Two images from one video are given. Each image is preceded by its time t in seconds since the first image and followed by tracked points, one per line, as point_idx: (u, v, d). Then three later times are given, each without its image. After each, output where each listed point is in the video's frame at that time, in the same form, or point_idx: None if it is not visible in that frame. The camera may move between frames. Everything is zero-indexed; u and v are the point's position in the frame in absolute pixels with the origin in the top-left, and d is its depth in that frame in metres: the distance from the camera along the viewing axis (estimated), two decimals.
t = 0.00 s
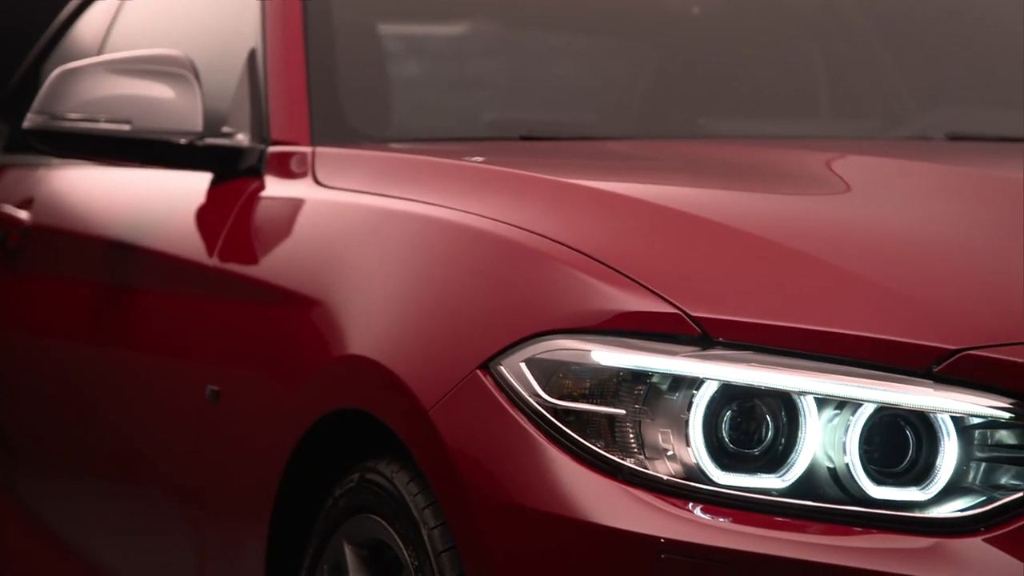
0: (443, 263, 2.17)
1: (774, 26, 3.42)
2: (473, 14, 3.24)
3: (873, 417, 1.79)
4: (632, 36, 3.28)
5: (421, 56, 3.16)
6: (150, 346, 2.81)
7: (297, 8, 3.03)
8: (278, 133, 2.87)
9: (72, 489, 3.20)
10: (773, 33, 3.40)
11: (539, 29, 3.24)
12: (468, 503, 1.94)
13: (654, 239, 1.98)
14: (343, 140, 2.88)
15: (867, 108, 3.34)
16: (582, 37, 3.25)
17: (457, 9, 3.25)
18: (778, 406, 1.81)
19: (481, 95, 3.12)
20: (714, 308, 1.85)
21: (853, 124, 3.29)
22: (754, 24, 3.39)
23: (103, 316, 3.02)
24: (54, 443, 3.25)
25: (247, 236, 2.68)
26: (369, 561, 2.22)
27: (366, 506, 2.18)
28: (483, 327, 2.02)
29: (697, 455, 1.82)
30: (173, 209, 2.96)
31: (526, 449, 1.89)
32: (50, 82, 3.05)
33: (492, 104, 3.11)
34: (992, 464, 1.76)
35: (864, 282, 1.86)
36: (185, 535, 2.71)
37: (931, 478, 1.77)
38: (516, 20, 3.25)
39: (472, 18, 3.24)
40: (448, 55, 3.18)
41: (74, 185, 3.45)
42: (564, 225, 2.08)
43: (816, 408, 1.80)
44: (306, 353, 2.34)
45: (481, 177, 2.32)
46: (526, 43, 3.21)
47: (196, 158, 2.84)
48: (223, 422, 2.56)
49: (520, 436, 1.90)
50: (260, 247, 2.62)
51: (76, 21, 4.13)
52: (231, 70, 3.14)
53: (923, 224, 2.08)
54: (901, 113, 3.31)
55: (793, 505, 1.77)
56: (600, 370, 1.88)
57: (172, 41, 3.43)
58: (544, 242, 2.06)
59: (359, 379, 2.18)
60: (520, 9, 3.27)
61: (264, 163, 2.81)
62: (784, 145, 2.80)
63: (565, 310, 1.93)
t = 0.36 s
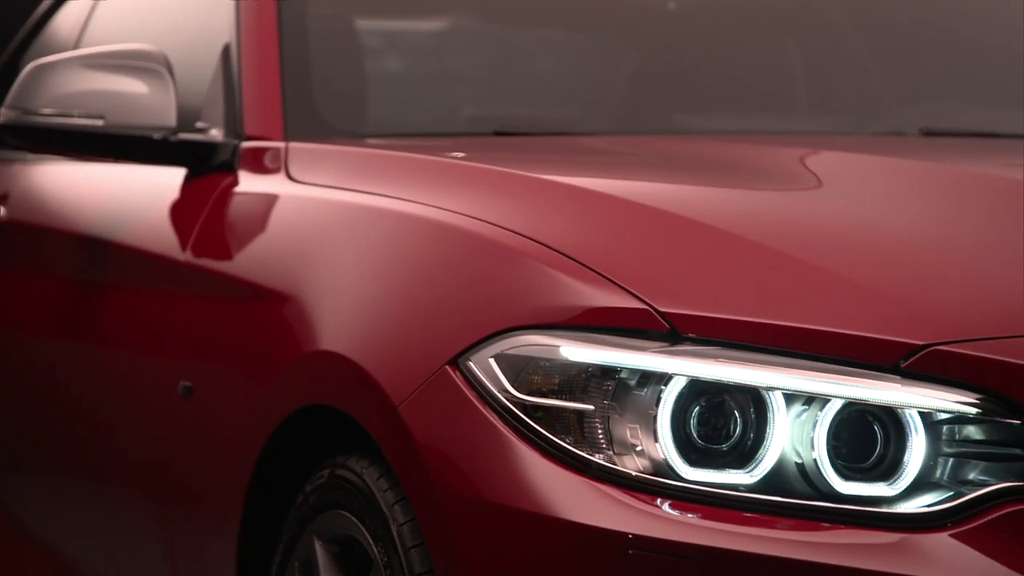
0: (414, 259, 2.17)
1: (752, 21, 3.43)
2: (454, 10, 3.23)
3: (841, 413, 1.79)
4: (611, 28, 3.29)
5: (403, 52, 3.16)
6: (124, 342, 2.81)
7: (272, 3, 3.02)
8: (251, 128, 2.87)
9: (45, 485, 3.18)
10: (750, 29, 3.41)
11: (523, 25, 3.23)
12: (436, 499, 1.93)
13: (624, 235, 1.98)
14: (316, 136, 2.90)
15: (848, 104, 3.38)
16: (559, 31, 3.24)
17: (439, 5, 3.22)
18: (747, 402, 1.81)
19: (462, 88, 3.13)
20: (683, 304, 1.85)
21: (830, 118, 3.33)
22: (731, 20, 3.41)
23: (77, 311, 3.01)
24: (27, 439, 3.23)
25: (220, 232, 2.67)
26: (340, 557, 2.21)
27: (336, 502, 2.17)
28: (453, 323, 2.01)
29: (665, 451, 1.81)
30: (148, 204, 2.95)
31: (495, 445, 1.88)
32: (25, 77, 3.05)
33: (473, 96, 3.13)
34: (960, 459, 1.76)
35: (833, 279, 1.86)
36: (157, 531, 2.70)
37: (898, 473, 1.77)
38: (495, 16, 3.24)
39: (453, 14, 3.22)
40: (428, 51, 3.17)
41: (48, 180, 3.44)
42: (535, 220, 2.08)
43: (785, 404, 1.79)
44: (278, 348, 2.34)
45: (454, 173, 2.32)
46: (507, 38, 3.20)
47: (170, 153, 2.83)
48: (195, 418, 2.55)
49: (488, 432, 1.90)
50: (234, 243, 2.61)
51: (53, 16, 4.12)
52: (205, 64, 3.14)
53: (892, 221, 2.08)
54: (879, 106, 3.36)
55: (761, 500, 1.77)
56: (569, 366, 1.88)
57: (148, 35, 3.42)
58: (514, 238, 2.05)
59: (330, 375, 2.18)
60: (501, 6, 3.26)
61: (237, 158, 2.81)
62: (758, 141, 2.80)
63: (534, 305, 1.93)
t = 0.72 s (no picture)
0: (384, 254, 2.16)
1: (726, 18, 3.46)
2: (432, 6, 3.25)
3: (808, 408, 1.79)
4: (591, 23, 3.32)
5: (384, 46, 3.19)
6: (96, 337, 2.80)
7: None
8: (225, 123, 2.86)
9: (18, 480, 3.17)
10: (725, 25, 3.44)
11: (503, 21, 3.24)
12: (404, 494, 1.93)
13: (594, 231, 1.98)
14: (290, 130, 2.90)
15: (828, 99, 3.45)
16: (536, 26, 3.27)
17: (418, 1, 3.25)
18: (715, 397, 1.81)
19: (440, 84, 3.16)
20: (651, 299, 1.84)
21: (808, 113, 3.40)
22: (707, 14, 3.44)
23: (50, 306, 3.00)
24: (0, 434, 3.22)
25: (193, 226, 2.66)
26: (309, 553, 2.21)
27: (305, 497, 2.17)
28: (422, 318, 2.01)
29: (632, 446, 1.81)
30: (121, 198, 2.94)
31: (462, 440, 1.88)
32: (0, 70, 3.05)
33: (451, 93, 3.15)
34: (927, 454, 1.76)
35: (800, 275, 1.85)
36: (129, 526, 2.69)
37: (865, 468, 1.77)
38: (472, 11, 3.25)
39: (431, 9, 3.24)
40: (409, 46, 3.20)
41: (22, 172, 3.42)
42: (505, 216, 2.08)
43: (752, 399, 1.80)
44: (249, 344, 2.33)
45: (426, 169, 2.32)
46: (481, 36, 3.21)
47: (145, 149, 2.85)
48: (167, 413, 2.54)
49: (456, 428, 1.89)
50: (207, 238, 2.60)
51: (30, 9, 4.10)
52: (179, 58, 3.13)
53: (862, 216, 2.08)
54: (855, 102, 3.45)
55: (728, 496, 1.77)
56: (537, 361, 1.88)
57: (123, 28, 3.41)
58: (484, 233, 2.05)
59: (300, 371, 2.17)
60: None
61: (210, 153, 2.79)
62: (732, 136, 2.80)
63: (503, 301, 1.93)
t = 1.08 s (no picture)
0: (354, 250, 2.15)
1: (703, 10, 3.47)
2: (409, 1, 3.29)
3: (775, 404, 1.79)
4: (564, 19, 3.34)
5: (363, 42, 3.22)
6: (69, 334, 2.79)
7: None
8: (197, 118, 2.85)
9: None
10: (702, 20, 3.45)
11: (481, 16, 3.28)
12: (372, 491, 1.92)
13: (562, 227, 1.98)
14: (263, 127, 2.92)
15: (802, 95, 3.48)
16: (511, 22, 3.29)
17: None
18: (683, 394, 1.81)
19: (418, 79, 3.20)
20: (618, 295, 1.84)
21: (781, 110, 3.41)
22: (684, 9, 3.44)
23: (23, 302, 2.99)
24: None
25: (166, 222, 2.65)
26: (278, 551, 2.20)
27: (274, 494, 2.16)
28: (391, 314, 2.01)
29: (599, 443, 1.81)
30: (94, 194, 2.93)
31: (429, 436, 1.88)
32: None
33: (430, 88, 3.19)
34: (894, 450, 1.76)
35: (767, 271, 1.85)
36: (100, 522, 2.69)
37: (832, 464, 1.77)
38: (451, 5, 3.29)
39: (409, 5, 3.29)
40: (387, 42, 3.24)
41: None
42: (474, 212, 2.07)
43: (719, 395, 1.79)
44: (219, 340, 2.33)
45: (395, 165, 2.32)
46: (459, 31, 3.26)
47: (118, 141, 2.83)
48: (138, 410, 2.54)
49: (424, 424, 1.89)
50: (179, 234, 2.59)
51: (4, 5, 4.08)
52: (153, 53, 3.12)
53: (830, 212, 2.09)
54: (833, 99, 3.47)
55: (695, 492, 1.77)
56: (504, 357, 1.87)
57: (97, 24, 3.39)
58: (452, 229, 2.05)
59: (270, 367, 2.17)
60: None
61: (182, 149, 2.78)
62: (706, 132, 2.81)
63: (471, 297, 1.92)
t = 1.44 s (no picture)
0: (323, 246, 2.15)
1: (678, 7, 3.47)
2: None
3: (743, 401, 1.79)
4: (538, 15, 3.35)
5: (340, 38, 3.24)
6: (41, 331, 2.78)
7: None
8: (170, 115, 2.85)
9: None
10: (678, 16, 3.46)
11: (457, 13, 3.29)
12: (341, 488, 1.92)
13: (531, 224, 1.98)
14: (236, 122, 2.92)
15: (780, 92, 3.47)
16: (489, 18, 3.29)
17: None
18: (651, 391, 1.80)
19: (399, 76, 3.21)
20: (586, 292, 1.84)
21: (760, 107, 3.43)
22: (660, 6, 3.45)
23: None
24: None
25: (138, 219, 2.64)
26: (246, 547, 2.20)
27: (243, 491, 2.16)
28: (359, 311, 2.00)
29: (566, 440, 1.81)
30: (66, 190, 2.92)
31: (397, 432, 1.87)
32: None
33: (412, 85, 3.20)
34: (861, 447, 1.76)
35: (735, 267, 1.85)
36: (73, 519, 2.68)
37: (799, 460, 1.77)
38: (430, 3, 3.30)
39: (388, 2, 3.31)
40: (364, 39, 3.25)
41: None
42: (444, 209, 2.07)
43: (687, 392, 1.79)
44: (189, 337, 2.32)
45: (365, 162, 2.31)
46: (438, 27, 3.27)
47: (92, 138, 2.82)
48: (110, 406, 2.53)
49: (392, 422, 1.88)
50: (152, 232, 2.58)
51: None
52: (126, 50, 3.11)
53: (800, 208, 2.09)
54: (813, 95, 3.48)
55: (662, 489, 1.77)
56: (471, 354, 1.87)
57: (70, 20, 3.38)
58: (421, 226, 2.04)
59: (239, 364, 2.16)
60: None
61: (154, 144, 2.77)
62: (680, 128, 2.80)
63: (439, 294, 1.92)
